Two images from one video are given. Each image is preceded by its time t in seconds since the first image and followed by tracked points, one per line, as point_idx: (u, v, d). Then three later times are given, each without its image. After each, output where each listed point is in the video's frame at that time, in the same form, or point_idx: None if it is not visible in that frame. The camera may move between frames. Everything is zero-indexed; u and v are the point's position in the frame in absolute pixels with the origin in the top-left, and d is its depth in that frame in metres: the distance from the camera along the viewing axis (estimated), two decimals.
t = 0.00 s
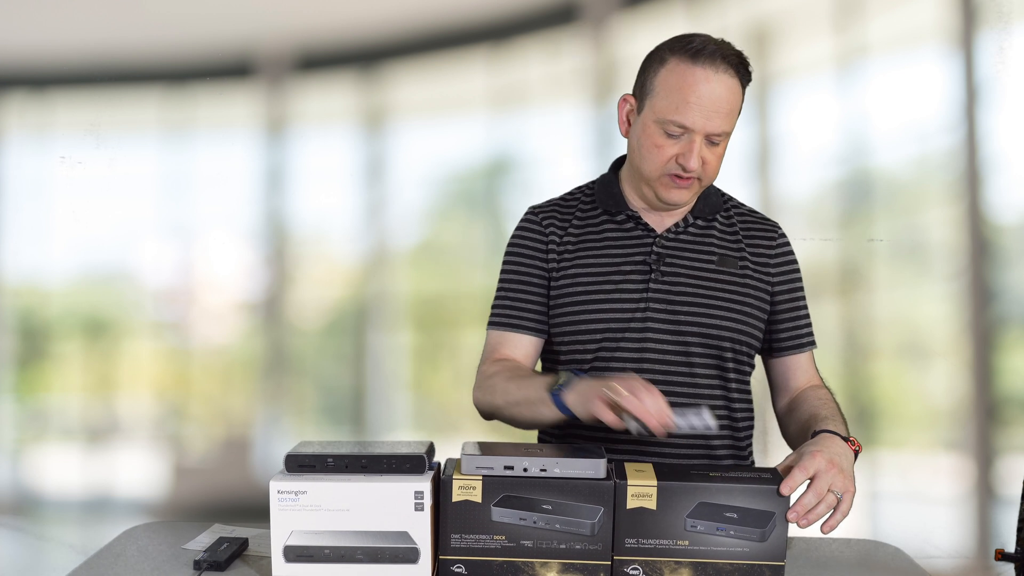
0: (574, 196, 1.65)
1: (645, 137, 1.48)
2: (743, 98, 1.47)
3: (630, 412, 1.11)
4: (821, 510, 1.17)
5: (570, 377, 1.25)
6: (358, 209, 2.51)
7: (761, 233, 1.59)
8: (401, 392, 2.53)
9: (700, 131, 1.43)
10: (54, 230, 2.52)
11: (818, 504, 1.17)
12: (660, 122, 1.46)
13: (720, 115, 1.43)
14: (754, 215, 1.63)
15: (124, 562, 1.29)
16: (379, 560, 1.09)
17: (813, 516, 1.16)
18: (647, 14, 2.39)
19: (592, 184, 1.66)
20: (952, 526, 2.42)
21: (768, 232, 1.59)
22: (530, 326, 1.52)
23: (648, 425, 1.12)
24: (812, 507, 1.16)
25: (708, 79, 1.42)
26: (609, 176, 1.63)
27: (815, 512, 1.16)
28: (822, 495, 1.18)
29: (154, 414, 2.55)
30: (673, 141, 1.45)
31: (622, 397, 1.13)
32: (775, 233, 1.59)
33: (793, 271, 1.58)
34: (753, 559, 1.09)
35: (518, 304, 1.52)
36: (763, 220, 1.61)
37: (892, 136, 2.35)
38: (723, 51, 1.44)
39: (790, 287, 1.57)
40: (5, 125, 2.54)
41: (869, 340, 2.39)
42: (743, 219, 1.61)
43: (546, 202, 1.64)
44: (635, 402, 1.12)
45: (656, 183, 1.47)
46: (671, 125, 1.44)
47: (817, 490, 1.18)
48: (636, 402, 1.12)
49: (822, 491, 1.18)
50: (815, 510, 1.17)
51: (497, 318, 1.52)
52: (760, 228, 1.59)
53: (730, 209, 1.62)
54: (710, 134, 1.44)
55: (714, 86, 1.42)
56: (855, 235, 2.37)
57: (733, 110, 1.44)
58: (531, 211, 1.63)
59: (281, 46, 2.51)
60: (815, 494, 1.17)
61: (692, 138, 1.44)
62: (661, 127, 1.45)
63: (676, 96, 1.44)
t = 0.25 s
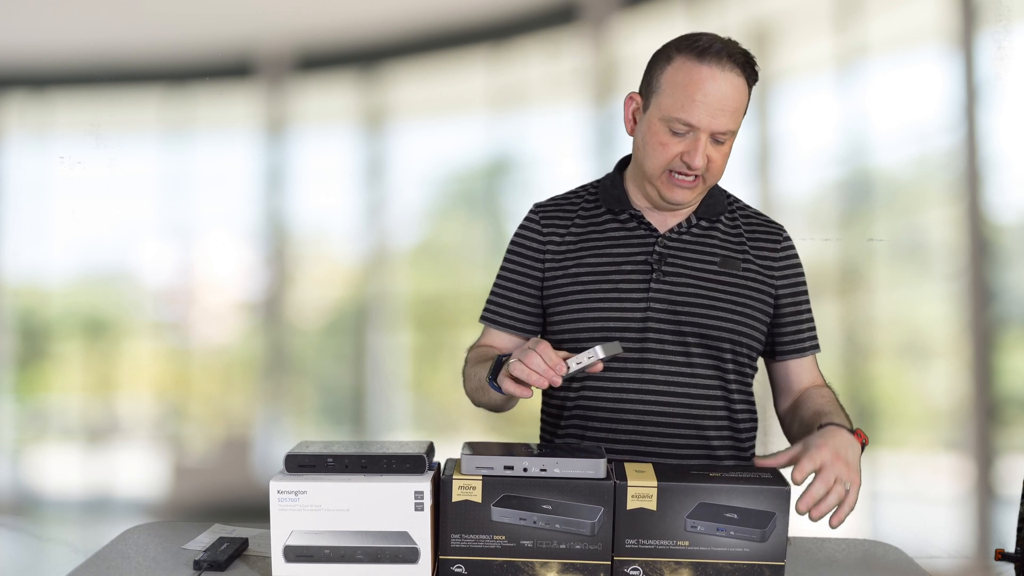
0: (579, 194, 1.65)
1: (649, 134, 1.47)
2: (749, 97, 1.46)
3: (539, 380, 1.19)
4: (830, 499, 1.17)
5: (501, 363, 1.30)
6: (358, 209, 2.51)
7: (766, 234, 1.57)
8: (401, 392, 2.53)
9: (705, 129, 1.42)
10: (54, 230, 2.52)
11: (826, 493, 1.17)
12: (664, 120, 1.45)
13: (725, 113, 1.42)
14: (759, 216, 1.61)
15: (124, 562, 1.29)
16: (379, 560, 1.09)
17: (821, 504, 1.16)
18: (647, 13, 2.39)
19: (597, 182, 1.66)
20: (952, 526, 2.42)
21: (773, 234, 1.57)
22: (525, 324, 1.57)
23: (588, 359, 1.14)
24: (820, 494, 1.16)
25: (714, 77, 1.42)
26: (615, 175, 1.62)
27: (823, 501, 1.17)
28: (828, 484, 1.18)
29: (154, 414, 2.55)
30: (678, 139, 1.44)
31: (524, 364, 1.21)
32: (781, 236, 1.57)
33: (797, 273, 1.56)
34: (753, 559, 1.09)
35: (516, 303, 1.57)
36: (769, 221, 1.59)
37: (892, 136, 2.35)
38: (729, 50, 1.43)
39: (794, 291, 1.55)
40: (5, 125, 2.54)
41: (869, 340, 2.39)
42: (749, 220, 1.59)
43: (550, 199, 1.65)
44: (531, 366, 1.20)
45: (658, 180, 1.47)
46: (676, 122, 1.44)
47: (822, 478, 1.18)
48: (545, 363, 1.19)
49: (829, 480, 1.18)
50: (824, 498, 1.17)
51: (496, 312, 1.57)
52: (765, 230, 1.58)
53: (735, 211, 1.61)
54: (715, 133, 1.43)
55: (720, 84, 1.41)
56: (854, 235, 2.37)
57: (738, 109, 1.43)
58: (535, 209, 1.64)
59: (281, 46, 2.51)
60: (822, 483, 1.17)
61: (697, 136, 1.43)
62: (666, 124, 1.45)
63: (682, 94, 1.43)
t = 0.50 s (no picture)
0: (581, 194, 1.65)
1: (638, 121, 1.48)
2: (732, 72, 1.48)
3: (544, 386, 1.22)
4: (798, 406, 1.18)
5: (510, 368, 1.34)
6: (358, 209, 2.51)
7: (770, 231, 1.54)
8: (401, 392, 2.53)
9: (688, 102, 1.43)
10: (54, 230, 2.52)
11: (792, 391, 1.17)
12: (649, 102, 1.47)
13: (707, 85, 1.43)
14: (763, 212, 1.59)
15: (124, 562, 1.29)
16: (379, 560, 1.09)
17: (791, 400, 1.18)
18: (646, 14, 2.39)
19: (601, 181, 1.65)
20: (952, 526, 2.42)
21: (777, 231, 1.54)
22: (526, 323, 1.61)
23: (597, 371, 1.13)
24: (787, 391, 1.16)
25: (692, 51, 1.44)
26: (617, 174, 1.62)
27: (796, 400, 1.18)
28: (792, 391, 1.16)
29: (154, 414, 2.55)
30: (664, 116, 1.44)
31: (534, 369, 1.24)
32: (785, 232, 1.54)
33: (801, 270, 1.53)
34: (753, 559, 1.09)
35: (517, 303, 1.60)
36: (773, 218, 1.57)
37: (892, 136, 2.35)
38: (706, 29, 1.46)
39: (798, 289, 1.52)
40: (5, 125, 2.54)
41: (869, 340, 2.39)
42: (752, 217, 1.57)
43: (554, 199, 1.66)
44: (541, 374, 1.22)
45: (652, 165, 1.46)
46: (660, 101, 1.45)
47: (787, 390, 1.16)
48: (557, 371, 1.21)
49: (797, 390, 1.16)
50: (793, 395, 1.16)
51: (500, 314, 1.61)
52: (768, 227, 1.55)
53: (738, 208, 1.59)
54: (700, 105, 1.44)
55: (697, 58, 1.43)
56: (854, 236, 2.37)
57: (721, 82, 1.45)
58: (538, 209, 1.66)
59: (281, 46, 2.51)
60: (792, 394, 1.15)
61: (683, 111, 1.44)
62: (651, 105, 1.46)
63: (662, 73, 1.45)
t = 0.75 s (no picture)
0: (582, 197, 1.66)
1: (624, 123, 1.47)
2: (715, 70, 1.46)
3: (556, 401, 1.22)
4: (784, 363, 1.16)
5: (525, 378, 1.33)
6: (358, 209, 2.51)
7: (766, 229, 1.51)
8: (401, 392, 2.53)
9: (671, 103, 1.43)
10: (54, 230, 2.52)
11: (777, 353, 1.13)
12: (633, 105, 1.46)
13: (689, 85, 1.42)
14: (763, 211, 1.56)
15: (124, 562, 1.29)
16: (379, 560, 1.09)
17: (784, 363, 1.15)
18: (646, 14, 2.39)
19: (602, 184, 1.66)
20: (952, 526, 2.42)
21: (774, 229, 1.51)
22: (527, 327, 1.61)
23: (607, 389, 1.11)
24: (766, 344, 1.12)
25: (671, 53, 1.43)
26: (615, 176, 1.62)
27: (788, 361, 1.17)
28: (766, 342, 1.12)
29: (154, 414, 2.55)
30: (648, 119, 1.44)
31: (548, 384, 1.24)
32: (782, 231, 1.50)
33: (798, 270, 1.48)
34: (753, 559, 1.09)
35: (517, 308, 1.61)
36: (771, 216, 1.54)
37: (892, 136, 2.35)
38: (686, 27, 1.44)
39: (797, 287, 1.47)
40: (5, 125, 2.54)
41: (869, 340, 2.39)
42: (749, 216, 1.55)
43: (556, 204, 1.67)
44: (555, 389, 1.22)
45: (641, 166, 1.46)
46: (643, 104, 1.44)
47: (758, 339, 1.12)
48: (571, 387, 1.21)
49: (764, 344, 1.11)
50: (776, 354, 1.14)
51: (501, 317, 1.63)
52: (765, 225, 1.52)
53: (735, 206, 1.57)
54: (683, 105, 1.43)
55: (677, 59, 1.43)
56: (855, 236, 2.37)
57: (703, 82, 1.43)
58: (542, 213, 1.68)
59: (281, 46, 2.51)
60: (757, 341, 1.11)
61: (666, 113, 1.43)
62: (635, 108, 1.45)
63: (643, 76, 1.44)
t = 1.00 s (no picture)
0: (583, 196, 1.63)
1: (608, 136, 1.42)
2: (702, 85, 1.38)
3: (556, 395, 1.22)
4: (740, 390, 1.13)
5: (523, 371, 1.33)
6: (358, 209, 2.51)
7: (763, 231, 1.46)
8: (401, 393, 2.53)
9: (653, 125, 1.35)
10: (54, 230, 2.52)
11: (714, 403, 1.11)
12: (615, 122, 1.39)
13: (671, 106, 1.34)
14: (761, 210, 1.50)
15: (124, 562, 1.29)
16: (379, 560, 1.09)
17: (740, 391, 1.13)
18: (646, 14, 2.39)
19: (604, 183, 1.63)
20: (952, 526, 2.42)
21: (771, 231, 1.45)
22: (525, 326, 1.60)
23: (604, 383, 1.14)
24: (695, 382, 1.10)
25: (653, 72, 1.35)
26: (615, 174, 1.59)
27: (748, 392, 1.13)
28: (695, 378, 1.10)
29: (154, 414, 2.55)
30: (629, 139, 1.38)
31: (544, 376, 1.24)
32: (779, 232, 1.45)
33: (794, 274, 1.42)
34: (753, 559, 1.09)
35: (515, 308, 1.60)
36: (770, 218, 1.48)
37: (892, 136, 2.35)
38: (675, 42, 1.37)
39: (793, 293, 1.41)
40: (5, 125, 2.54)
41: (869, 340, 2.39)
42: (747, 218, 1.49)
43: (559, 203, 1.65)
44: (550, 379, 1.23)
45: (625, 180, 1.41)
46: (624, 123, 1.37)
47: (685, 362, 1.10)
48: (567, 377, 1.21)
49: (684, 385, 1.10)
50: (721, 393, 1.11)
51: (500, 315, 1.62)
52: (762, 227, 1.47)
53: (734, 207, 1.52)
54: (666, 127, 1.35)
55: (659, 79, 1.35)
56: (855, 235, 2.37)
57: (688, 101, 1.35)
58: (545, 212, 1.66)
59: (281, 46, 2.51)
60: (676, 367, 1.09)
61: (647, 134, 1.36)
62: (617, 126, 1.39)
63: (624, 94, 1.37)
